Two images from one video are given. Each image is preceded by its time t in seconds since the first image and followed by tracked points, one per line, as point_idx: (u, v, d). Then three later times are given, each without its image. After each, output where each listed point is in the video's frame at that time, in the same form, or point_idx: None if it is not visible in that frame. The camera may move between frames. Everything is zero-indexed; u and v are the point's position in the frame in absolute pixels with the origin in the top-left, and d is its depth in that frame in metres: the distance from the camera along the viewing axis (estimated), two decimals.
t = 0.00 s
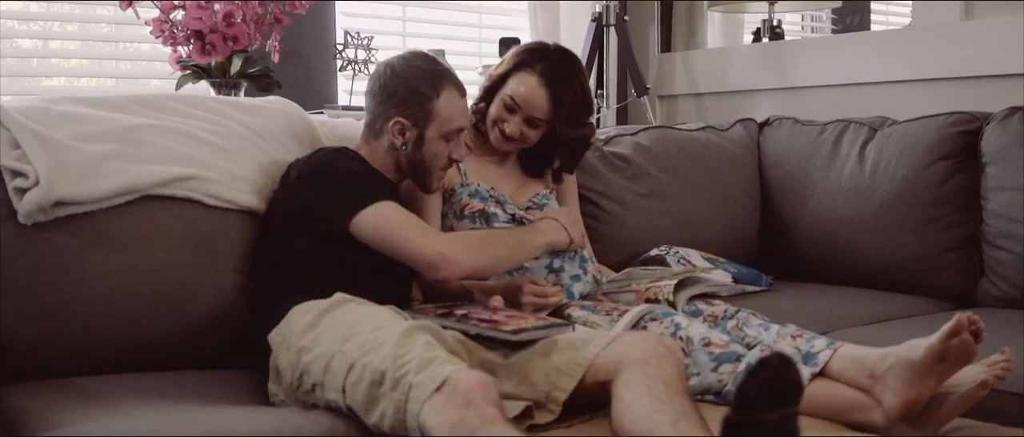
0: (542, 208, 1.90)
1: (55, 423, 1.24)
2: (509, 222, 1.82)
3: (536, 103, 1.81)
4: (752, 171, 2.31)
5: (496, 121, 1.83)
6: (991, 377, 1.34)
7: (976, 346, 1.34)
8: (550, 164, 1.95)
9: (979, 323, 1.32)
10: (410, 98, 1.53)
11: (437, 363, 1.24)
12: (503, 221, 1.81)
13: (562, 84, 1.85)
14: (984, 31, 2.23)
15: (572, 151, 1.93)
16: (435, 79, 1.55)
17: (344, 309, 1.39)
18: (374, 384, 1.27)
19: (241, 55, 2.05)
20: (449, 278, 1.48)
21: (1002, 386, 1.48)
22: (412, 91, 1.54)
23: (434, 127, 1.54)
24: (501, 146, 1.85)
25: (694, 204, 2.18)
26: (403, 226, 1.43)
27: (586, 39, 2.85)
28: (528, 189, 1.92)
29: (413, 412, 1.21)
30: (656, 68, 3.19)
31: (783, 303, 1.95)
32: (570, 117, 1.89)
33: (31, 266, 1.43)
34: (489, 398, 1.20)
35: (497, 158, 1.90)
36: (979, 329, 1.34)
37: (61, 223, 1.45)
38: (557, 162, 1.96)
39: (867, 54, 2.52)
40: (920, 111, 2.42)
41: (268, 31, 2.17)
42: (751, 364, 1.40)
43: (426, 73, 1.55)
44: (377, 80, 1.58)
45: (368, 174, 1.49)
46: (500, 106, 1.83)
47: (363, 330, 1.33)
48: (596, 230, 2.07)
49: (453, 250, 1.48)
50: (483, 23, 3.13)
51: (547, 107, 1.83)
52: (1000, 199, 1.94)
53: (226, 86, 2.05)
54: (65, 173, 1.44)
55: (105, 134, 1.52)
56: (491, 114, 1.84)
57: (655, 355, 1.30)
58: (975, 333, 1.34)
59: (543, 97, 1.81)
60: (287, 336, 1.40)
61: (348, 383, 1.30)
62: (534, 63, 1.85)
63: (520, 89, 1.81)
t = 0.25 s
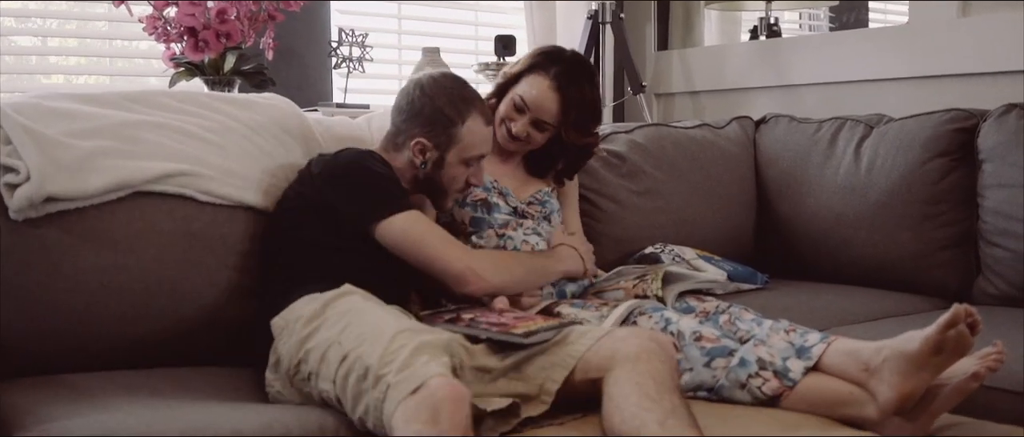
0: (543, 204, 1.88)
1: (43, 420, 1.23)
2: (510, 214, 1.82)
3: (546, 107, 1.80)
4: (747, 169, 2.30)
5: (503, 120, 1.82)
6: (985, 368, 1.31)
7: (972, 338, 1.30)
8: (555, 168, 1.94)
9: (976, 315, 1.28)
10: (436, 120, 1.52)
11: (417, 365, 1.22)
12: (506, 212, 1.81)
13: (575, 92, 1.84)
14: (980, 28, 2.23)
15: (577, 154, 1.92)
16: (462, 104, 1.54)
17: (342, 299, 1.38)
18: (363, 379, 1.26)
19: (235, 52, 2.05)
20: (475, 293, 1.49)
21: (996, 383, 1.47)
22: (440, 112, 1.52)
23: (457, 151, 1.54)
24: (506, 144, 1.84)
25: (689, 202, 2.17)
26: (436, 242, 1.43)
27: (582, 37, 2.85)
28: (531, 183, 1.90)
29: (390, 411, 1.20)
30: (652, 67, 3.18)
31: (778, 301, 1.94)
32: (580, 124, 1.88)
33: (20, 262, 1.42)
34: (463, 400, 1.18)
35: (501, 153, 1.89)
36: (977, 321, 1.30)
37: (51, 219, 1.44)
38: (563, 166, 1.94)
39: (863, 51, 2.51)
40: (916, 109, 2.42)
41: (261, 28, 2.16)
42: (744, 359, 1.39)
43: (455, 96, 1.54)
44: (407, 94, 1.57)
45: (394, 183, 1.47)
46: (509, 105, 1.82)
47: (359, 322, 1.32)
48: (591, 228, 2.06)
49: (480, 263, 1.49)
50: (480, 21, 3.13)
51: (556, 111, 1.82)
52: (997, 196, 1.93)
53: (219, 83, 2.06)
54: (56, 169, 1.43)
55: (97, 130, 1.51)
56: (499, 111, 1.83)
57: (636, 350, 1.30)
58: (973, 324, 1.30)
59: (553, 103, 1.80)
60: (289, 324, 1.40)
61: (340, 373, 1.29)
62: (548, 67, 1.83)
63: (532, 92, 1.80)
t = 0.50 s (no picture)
0: (555, 204, 1.87)
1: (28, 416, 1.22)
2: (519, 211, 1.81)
3: (568, 114, 1.79)
4: (743, 166, 2.30)
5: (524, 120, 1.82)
6: (975, 361, 1.31)
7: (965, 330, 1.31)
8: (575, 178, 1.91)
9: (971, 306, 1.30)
10: (475, 137, 1.51)
11: (378, 382, 1.20)
12: (515, 208, 1.80)
13: (600, 103, 1.83)
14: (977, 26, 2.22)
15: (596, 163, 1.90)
16: (504, 125, 1.53)
17: (324, 308, 1.36)
18: (331, 393, 1.24)
19: (229, 49, 2.04)
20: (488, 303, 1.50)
21: (991, 380, 1.46)
22: (484, 131, 1.51)
23: (491, 172, 1.52)
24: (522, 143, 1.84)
25: (685, 200, 2.16)
26: (456, 245, 1.45)
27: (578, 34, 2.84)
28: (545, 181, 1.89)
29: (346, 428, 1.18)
30: (649, 65, 3.15)
31: (773, 299, 1.93)
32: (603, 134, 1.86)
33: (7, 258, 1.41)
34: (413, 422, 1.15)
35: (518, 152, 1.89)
36: (969, 313, 1.32)
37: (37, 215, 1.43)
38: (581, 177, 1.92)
39: (860, 49, 2.51)
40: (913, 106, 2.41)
41: (256, 25, 2.15)
42: (737, 354, 1.40)
43: (499, 117, 1.53)
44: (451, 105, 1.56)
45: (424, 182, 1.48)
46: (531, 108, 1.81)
47: (336, 333, 1.30)
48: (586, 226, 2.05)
49: (502, 274, 1.50)
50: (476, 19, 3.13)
51: (579, 119, 1.81)
52: (994, 194, 1.92)
53: (213, 80, 2.03)
54: (42, 164, 1.42)
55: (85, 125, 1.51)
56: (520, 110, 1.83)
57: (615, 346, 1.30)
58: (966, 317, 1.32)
59: (574, 109, 1.79)
60: (275, 331, 1.38)
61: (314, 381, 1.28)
62: (576, 73, 1.82)
63: (556, 99, 1.79)
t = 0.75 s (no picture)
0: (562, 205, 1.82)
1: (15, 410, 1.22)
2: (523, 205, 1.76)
3: (587, 122, 1.78)
4: (738, 164, 2.29)
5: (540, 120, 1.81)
6: (965, 359, 1.31)
7: (959, 325, 1.32)
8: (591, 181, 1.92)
9: (967, 300, 1.30)
10: (510, 155, 1.50)
11: (372, 382, 1.18)
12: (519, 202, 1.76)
13: (620, 113, 1.82)
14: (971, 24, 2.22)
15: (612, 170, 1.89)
16: (538, 144, 1.52)
17: (321, 304, 1.36)
18: (323, 390, 1.23)
19: (222, 46, 2.03)
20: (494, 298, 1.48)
21: (982, 378, 1.45)
22: (519, 150, 1.50)
23: (519, 189, 1.53)
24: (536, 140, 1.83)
25: (679, 197, 2.16)
26: (468, 233, 1.42)
27: (574, 32, 2.84)
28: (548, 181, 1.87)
29: (337, 424, 1.18)
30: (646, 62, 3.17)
31: (766, 296, 1.93)
32: (623, 144, 1.86)
33: None
34: (405, 421, 1.14)
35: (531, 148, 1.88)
36: (966, 308, 1.33)
37: (26, 210, 1.43)
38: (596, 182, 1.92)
39: (856, 47, 2.52)
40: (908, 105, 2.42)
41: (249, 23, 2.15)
42: (729, 349, 1.40)
43: (535, 135, 1.53)
44: (487, 116, 1.55)
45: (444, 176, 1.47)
46: (551, 109, 1.80)
47: (332, 330, 1.29)
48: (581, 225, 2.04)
49: (511, 270, 1.48)
50: (472, 17, 3.14)
51: (598, 129, 1.80)
52: (988, 191, 1.91)
53: (207, 77, 2.04)
54: (30, 159, 1.42)
55: (74, 120, 1.51)
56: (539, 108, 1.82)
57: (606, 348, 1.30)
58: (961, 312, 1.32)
59: (593, 116, 1.78)
60: (272, 327, 1.38)
61: (308, 377, 1.27)
62: (599, 81, 1.81)
63: (576, 103, 1.77)
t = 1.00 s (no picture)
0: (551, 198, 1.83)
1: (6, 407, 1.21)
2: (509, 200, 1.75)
3: (581, 118, 1.79)
4: (734, 163, 2.29)
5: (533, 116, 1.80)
6: (956, 355, 1.31)
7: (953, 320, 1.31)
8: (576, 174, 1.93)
9: (961, 297, 1.30)
10: (515, 162, 1.49)
11: (364, 372, 1.18)
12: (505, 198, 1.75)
13: (613, 111, 1.84)
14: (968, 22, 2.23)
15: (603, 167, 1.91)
16: (541, 152, 1.52)
17: (313, 297, 1.35)
18: (315, 381, 1.23)
19: (217, 44, 2.03)
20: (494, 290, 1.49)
21: (976, 375, 1.45)
22: (523, 157, 1.50)
23: (522, 196, 1.53)
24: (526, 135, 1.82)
25: (675, 195, 2.15)
26: (464, 230, 1.42)
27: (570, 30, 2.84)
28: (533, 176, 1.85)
29: (330, 415, 1.17)
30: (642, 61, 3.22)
31: (761, 294, 1.93)
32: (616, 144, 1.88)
33: None
34: (397, 411, 1.13)
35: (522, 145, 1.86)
36: (960, 303, 1.32)
37: (18, 207, 1.43)
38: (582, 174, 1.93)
39: (852, 45, 2.52)
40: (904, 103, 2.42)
41: (244, 21, 2.15)
42: (722, 345, 1.39)
43: (539, 142, 1.53)
44: (494, 121, 1.54)
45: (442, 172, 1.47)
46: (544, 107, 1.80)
47: (324, 321, 1.29)
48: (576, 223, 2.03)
49: (508, 265, 1.48)
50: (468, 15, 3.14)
51: (591, 124, 1.81)
52: (984, 189, 1.91)
53: (201, 75, 2.02)
54: (22, 157, 1.42)
55: (66, 118, 1.50)
56: (532, 105, 1.81)
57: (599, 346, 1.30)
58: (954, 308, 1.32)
59: (587, 115, 1.79)
60: (264, 319, 1.38)
61: (299, 371, 1.26)
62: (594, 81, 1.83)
63: (571, 103, 1.78)
